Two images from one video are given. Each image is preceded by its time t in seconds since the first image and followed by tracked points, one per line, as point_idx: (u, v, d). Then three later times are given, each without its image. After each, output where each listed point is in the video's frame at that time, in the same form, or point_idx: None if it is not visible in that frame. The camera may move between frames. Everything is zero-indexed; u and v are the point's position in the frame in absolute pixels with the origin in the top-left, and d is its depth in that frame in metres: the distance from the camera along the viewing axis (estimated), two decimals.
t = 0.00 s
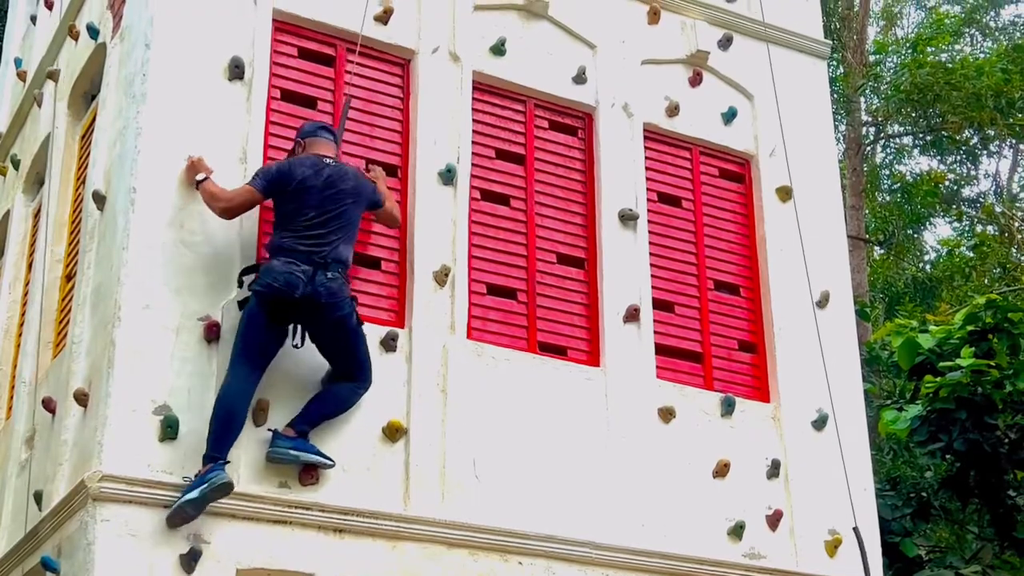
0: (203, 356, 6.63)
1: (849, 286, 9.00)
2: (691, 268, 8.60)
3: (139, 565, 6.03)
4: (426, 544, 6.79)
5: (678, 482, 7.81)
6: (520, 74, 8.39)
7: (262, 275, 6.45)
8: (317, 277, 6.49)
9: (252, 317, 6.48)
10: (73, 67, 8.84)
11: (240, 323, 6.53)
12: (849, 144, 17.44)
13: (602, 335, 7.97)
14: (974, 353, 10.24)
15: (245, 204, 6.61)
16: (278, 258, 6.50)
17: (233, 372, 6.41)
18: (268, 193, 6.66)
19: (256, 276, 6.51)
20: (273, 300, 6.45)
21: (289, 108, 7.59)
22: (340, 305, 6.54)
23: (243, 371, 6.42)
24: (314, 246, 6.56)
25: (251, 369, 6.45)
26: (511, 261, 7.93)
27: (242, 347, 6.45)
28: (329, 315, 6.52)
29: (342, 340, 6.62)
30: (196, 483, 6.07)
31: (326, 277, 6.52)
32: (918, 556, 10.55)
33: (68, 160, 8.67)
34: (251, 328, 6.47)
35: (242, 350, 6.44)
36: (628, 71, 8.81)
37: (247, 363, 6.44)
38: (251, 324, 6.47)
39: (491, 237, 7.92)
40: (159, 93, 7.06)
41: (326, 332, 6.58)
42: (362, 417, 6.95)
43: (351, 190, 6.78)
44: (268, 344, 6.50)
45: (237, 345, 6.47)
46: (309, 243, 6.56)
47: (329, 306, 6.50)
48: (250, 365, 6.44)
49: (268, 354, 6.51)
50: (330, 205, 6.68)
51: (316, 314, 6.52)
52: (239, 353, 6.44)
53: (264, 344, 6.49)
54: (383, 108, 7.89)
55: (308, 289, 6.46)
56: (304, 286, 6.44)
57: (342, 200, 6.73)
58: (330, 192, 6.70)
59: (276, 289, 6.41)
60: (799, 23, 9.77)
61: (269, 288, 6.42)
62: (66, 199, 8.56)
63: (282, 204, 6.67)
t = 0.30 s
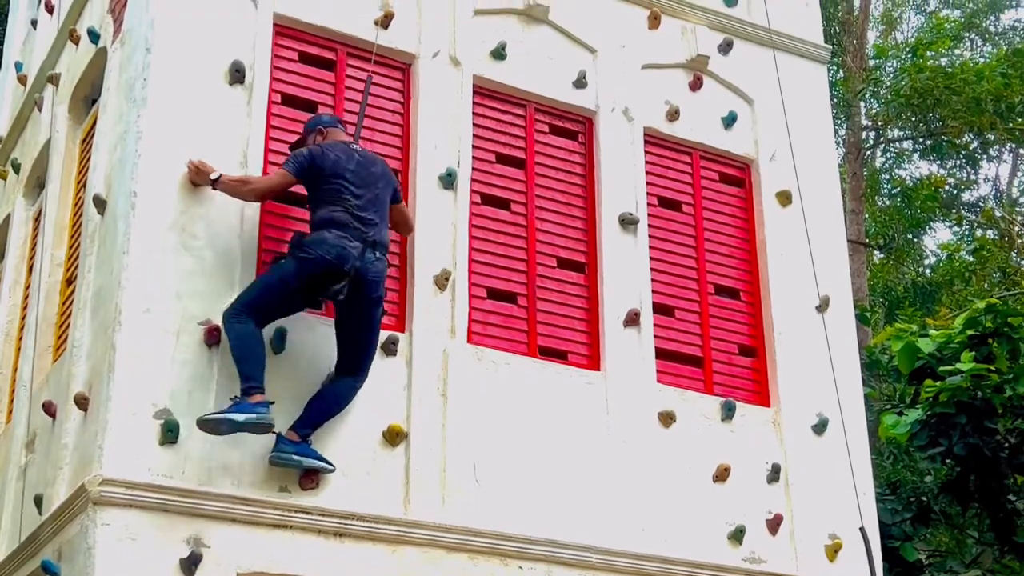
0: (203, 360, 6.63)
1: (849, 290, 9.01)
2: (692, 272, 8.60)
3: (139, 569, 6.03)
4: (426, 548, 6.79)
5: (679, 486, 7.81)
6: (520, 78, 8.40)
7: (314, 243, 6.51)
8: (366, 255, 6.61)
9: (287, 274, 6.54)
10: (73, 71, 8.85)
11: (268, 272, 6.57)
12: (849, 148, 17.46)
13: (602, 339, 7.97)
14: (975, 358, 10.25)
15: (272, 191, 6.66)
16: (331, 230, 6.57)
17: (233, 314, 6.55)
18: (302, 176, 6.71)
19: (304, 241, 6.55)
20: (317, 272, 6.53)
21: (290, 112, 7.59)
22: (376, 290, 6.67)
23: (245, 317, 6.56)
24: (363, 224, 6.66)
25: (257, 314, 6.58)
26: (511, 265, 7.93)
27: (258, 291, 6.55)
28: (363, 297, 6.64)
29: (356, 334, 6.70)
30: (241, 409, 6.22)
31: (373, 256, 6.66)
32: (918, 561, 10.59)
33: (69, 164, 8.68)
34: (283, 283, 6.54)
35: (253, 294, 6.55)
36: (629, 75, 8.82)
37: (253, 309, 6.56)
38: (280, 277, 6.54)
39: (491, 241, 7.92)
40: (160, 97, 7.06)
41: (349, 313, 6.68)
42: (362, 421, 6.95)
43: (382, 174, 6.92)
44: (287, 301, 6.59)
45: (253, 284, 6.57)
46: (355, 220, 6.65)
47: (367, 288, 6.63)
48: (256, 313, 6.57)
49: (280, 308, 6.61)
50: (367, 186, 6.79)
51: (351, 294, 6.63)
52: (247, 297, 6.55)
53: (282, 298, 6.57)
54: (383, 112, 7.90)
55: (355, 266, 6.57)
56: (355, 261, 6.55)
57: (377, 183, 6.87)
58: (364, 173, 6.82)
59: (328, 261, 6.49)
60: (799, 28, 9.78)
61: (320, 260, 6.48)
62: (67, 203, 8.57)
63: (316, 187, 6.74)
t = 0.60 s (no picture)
0: (203, 364, 6.63)
1: (849, 295, 9.01)
2: (692, 277, 8.61)
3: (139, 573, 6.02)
4: (426, 552, 6.79)
5: (678, 490, 7.81)
6: (520, 83, 8.40)
7: (339, 220, 6.61)
8: (384, 246, 6.68)
9: (308, 228, 6.64)
10: (73, 76, 8.86)
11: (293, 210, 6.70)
12: (848, 152, 17.47)
13: (602, 343, 7.97)
14: (974, 362, 10.26)
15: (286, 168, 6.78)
16: (357, 214, 6.65)
17: (253, 211, 6.69)
18: (324, 162, 6.76)
19: (330, 216, 6.64)
20: (337, 246, 6.62)
21: (290, 116, 7.60)
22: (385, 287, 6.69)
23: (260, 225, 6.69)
24: (383, 216, 6.74)
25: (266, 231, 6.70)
26: (511, 269, 7.93)
27: (277, 211, 6.68)
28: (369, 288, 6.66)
29: (352, 316, 6.70)
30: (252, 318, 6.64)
31: (390, 249, 6.73)
32: (918, 566, 10.54)
33: (69, 168, 8.69)
34: (302, 234, 6.65)
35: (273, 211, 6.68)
36: (628, 79, 8.83)
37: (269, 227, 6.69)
38: (301, 224, 6.65)
39: (491, 245, 7.93)
40: (160, 101, 7.07)
41: (350, 294, 6.70)
42: (362, 425, 6.96)
43: (399, 169, 7.02)
44: (297, 247, 6.69)
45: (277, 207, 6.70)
46: (376, 208, 6.72)
47: (377, 282, 6.65)
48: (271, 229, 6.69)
49: (288, 247, 6.72)
50: (388, 178, 6.88)
51: (359, 283, 6.64)
52: (269, 214, 6.68)
53: (291, 239, 6.68)
54: (383, 116, 7.90)
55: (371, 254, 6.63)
56: (374, 248, 6.62)
57: (396, 177, 6.96)
58: (385, 166, 6.91)
59: (347, 241, 6.58)
60: (799, 32, 9.79)
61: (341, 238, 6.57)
62: (67, 207, 8.57)
63: (337, 173, 6.79)
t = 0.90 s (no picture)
0: (203, 370, 6.64)
1: (849, 300, 9.01)
2: (691, 282, 8.61)
3: None
4: (426, 557, 6.79)
5: (678, 495, 7.81)
6: (520, 88, 8.41)
7: (326, 225, 6.72)
8: (370, 253, 6.76)
9: (296, 233, 6.73)
10: (74, 82, 8.87)
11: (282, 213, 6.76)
12: (848, 157, 17.47)
13: (602, 348, 7.98)
14: (974, 366, 10.26)
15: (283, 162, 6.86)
16: (343, 221, 6.76)
17: (241, 212, 6.71)
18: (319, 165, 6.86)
19: (319, 221, 6.75)
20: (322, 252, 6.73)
21: (290, 122, 7.60)
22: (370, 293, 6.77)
23: (247, 226, 6.72)
24: (371, 221, 6.81)
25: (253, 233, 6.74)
26: (511, 274, 7.94)
27: (265, 215, 6.72)
28: (352, 293, 6.75)
29: (336, 317, 6.80)
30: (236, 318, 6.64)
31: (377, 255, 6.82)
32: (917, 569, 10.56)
33: (69, 174, 8.69)
34: (290, 238, 6.73)
35: (261, 213, 6.72)
36: (628, 85, 8.84)
37: (256, 229, 6.72)
38: (289, 228, 6.72)
39: (491, 251, 7.93)
40: (160, 107, 7.07)
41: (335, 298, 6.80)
42: (362, 431, 6.96)
43: (395, 174, 7.06)
44: (282, 251, 6.77)
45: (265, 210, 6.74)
46: (363, 214, 6.80)
47: (361, 288, 6.74)
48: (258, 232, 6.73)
49: (273, 250, 6.78)
50: (379, 182, 6.95)
51: (342, 288, 6.74)
52: (257, 216, 6.71)
53: (278, 243, 6.75)
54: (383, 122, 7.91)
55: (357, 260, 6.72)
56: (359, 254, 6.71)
57: (391, 180, 7.02)
58: (378, 171, 6.97)
59: (332, 247, 6.69)
60: (798, 37, 9.80)
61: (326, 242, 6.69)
62: (67, 212, 8.58)
63: (329, 176, 6.89)
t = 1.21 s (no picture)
0: (203, 378, 6.64)
1: (849, 306, 9.02)
2: (691, 288, 8.62)
3: None
4: (426, 565, 6.79)
5: (678, 502, 7.81)
6: (519, 96, 8.42)
7: (309, 230, 6.75)
8: (354, 257, 6.81)
9: (280, 241, 6.74)
10: (73, 89, 8.87)
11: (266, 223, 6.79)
12: (846, 163, 17.49)
13: (602, 356, 7.98)
14: (974, 373, 10.28)
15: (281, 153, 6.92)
16: (326, 224, 6.80)
17: (225, 227, 6.75)
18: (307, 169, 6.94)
19: (303, 224, 6.78)
20: (303, 259, 6.76)
21: (289, 130, 7.61)
22: (356, 296, 6.84)
23: (232, 239, 6.75)
24: (356, 225, 6.86)
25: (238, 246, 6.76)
26: (510, 282, 7.94)
27: (248, 227, 6.74)
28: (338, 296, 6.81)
29: (324, 318, 6.82)
30: (237, 325, 6.65)
31: (362, 258, 6.87)
32: None
33: (68, 182, 8.69)
34: (274, 247, 6.75)
35: (244, 226, 6.75)
36: (627, 92, 8.85)
37: (241, 240, 6.75)
38: (272, 237, 6.74)
39: (491, 258, 7.94)
40: (160, 116, 7.08)
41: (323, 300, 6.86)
42: (362, 439, 6.96)
43: (385, 178, 7.08)
44: (268, 260, 6.79)
45: (248, 222, 6.77)
46: (348, 217, 6.84)
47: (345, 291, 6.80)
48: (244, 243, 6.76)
49: (259, 259, 6.80)
50: (368, 185, 6.98)
51: (326, 290, 6.80)
52: (241, 228, 6.74)
53: (263, 252, 6.77)
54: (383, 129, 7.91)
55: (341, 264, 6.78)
56: (342, 257, 6.76)
57: (380, 184, 7.04)
58: (365, 176, 6.99)
59: (315, 252, 6.73)
60: (797, 44, 9.81)
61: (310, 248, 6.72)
62: (67, 221, 8.59)
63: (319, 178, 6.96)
